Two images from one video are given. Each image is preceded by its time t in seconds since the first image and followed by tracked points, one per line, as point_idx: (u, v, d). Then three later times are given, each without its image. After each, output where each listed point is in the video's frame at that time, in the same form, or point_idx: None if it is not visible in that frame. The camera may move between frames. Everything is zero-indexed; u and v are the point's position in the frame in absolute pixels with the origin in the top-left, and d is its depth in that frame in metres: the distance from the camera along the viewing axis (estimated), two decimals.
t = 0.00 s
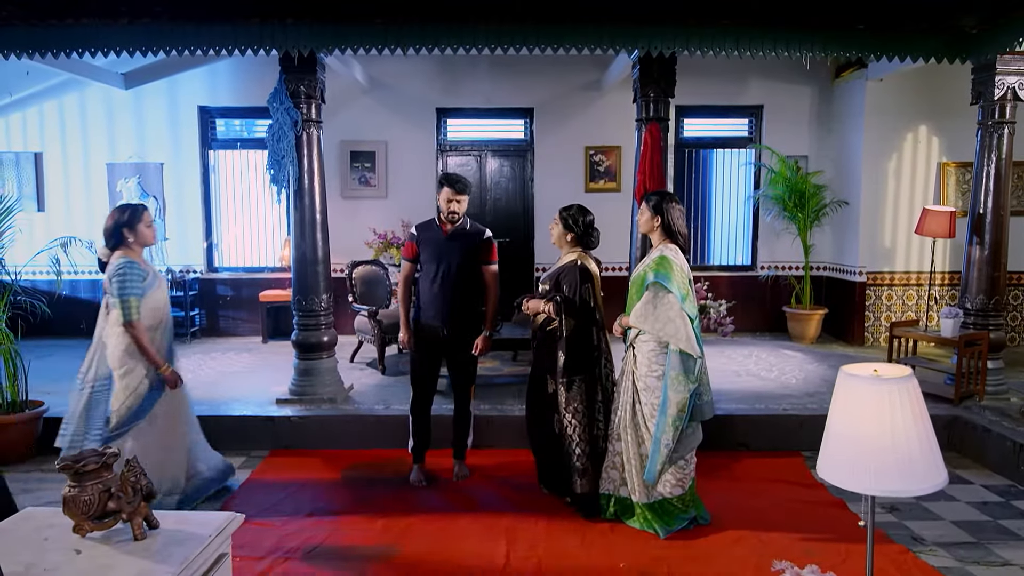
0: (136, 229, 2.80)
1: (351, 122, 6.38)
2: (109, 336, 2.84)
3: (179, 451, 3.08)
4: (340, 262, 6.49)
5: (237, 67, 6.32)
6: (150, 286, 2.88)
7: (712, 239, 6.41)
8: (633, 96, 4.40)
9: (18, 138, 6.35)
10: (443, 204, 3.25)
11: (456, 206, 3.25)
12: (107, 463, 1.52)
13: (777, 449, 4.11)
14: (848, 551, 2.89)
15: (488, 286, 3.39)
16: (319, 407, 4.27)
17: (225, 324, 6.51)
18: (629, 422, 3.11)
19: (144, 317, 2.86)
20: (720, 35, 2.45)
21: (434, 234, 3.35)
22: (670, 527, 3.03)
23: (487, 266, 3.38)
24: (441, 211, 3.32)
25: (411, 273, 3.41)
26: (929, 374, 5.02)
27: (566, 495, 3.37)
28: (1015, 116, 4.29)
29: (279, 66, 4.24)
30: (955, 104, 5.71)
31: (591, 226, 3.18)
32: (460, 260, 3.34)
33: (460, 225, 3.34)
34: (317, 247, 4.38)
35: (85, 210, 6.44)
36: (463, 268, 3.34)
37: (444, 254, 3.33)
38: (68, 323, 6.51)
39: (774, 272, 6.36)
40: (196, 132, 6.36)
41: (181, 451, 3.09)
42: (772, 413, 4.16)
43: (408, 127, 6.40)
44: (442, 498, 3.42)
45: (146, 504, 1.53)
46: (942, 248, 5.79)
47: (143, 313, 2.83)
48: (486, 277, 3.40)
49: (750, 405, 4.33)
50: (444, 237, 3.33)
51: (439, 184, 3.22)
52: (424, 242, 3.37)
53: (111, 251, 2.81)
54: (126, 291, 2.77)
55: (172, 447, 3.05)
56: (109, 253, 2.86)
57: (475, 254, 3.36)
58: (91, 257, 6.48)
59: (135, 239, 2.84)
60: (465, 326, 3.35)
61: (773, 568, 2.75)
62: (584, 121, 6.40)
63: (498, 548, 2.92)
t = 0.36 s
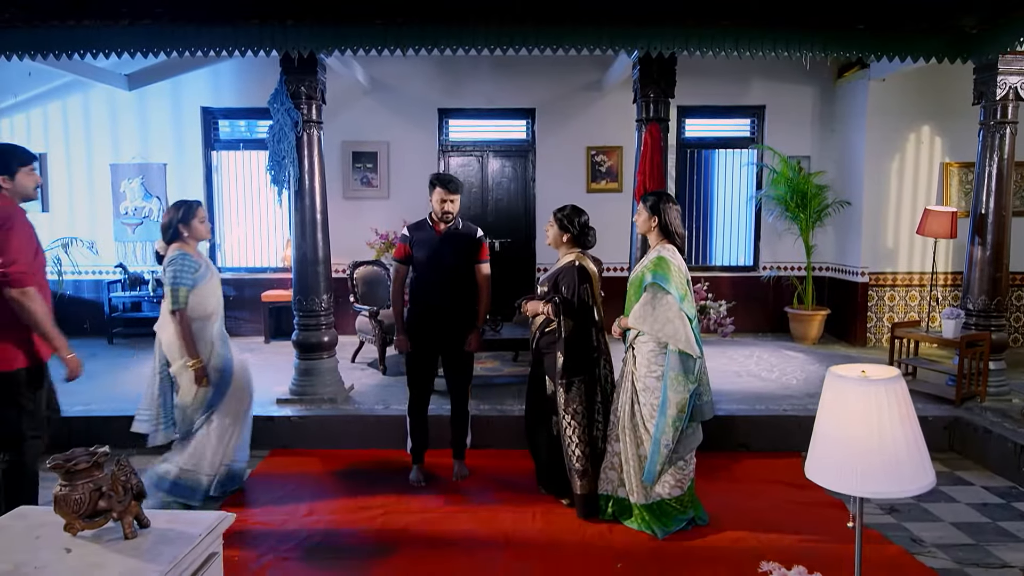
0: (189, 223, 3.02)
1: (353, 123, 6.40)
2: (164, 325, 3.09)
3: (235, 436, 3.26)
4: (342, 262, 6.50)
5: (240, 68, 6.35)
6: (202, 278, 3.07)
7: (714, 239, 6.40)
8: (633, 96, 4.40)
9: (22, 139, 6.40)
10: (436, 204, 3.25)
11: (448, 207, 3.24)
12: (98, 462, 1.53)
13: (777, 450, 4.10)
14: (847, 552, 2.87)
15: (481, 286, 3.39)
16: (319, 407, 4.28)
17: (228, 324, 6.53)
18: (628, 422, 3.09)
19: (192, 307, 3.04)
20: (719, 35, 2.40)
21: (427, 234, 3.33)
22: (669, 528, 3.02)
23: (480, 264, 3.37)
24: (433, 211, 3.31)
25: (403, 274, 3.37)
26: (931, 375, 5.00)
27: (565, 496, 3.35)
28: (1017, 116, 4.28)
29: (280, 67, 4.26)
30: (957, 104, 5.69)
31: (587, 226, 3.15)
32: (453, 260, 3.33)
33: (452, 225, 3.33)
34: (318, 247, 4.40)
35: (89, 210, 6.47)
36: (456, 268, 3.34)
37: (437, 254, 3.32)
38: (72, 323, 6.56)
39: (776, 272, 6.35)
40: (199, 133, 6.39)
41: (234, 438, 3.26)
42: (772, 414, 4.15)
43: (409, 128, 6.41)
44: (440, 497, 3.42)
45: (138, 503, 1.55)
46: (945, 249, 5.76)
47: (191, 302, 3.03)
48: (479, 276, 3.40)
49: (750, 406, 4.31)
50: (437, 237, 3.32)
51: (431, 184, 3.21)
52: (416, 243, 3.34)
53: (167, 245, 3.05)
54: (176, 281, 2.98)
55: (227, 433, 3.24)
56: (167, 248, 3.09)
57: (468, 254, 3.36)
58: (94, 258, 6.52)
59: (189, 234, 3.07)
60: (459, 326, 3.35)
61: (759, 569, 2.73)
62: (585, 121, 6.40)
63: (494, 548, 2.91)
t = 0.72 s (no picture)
0: (228, 226, 3.11)
1: (355, 124, 6.43)
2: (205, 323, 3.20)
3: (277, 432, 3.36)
4: (344, 262, 6.54)
5: (243, 70, 6.39)
6: (241, 279, 3.15)
7: (714, 240, 6.41)
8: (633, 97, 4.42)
9: (28, 140, 6.45)
10: (429, 204, 3.27)
11: (442, 207, 3.27)
12: (91, 460, 1.51)
13: (776, 450, 4.12)
14: (843, 553, 2.89)
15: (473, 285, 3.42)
16: (321, 405, 4.31)
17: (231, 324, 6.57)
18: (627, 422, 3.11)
19: (233, 308, 3.13)
20: (716, 37, 2.34)
21: (421, 234, 3.34)
22: (666, 527, 3.03)
23: (473, 264, 3.42)
24: (427, 212, 3.33)
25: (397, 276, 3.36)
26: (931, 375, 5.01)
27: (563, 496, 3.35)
28: (1017, 116, 4.28)
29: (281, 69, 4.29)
30: (958, 104, 5.70)
31: (588, 226, 3.16)
32: (448, 259, 3.36)
33: (446, 226, 3.36)
34: (319, 247, 4.43)
35: (94, 210, 6.53)
36: (450, 268, 3.36)
37: (433, 254, 3.34)
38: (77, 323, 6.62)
39: (776, 272, 6.37)
40: (203, 134, 6.43)
41: (276, 433, 3.36)
42: (771, 413, 4.16)
43: (411, 129, 6.44)
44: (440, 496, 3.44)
45: (130, 500, 1.55)
46: (946, 249, 5.77)
47: (232, 304, 3.12)
48: (472, 275, 3.43)
49: (749, 406, 4.33)
50: (431, 236, 3.34)
51: (425, 185, 3.23)
52: (411, 243, 3.35)
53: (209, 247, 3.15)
54: (217, 283, 3.07)
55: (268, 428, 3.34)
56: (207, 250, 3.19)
57: (462, 253, 3.39)
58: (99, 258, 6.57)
59: (229, 236, 3.16)
60: (454, 324, 3.37)
61: (744, 568, 2.75)
62: (586, 122, 6.43)
63: (492, 547, 2.92)
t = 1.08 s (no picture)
0: (263, 223, 3.17)
1: (357, 124, 6.45)
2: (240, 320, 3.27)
3: (304, 434, 3.35)
4: (345, 262, 6.56)
5: (245, 71, 6.41)
6: (275, 275, 3.22)
7: (715, 240, 6.41)
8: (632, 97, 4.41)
9: (33, 142, 6.50)
10: (425, 205, 3.27)
11: (437, 207, 3.28)
12: (81, 459, 1.54)
13: (775, 451, 4.11)
14: (841, 555, 2.89)
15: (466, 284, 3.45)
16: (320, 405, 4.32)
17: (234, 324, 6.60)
18: (624, 423, 3.11)
19: (268, 304, 3.20)
20: (716, 37, 2.33)
21: (417, 234, 3.34)
22: (663, 528, 3.03)
23: (466, 264, 3.44)
24: (422, 212, 3.33)
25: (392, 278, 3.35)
26: (932, 376, 4.99)
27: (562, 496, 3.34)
28: (1018, 117, 4.27)
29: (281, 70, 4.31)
30: (960, 104, 5.68)
31: (590, 228, 3.15)
32: (443, 259, 3.37)
33: (441, 226, 3.37)
34: (319, 247, 4.45)
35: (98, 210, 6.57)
36: (445, 267, 3.38)
37: (429, 254, 3.34)
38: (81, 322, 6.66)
39: (777, 273, 6.36)
40: (205, 135, 6.47)
41: (302, 434, 3.35)
42: (770, 414, 4.15)
43: (412, 129, 6.46)
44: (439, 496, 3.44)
45: (120, 500, 1.56)
46: (948, 249, 5.75)
47: (267, 299, 3.18)
48: (465, 274, 3.46)
49: (749, 407, 4.32)
50: (426, 237, 3.34)
51: (420, 185, 3.23)
52: (406, 243, 3.34)
53: (245, 245, 3.21)
54: (253, 280, 3.13)
55: (295, 428, 3.34)
56: (242, 247, 3.25)
57: (457, 253, 3.40)
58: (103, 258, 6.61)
59: (265, 234, 3.22)
60: (452, 323, 3.39)
61: (731, 569, 2.74)
62: (587, 122, 6.43)
63: (488, 547, 2.92)
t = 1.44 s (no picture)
0: (283, 224, 3.24)
1: (358, 125, 6.47)
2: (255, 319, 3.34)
3: (312, 432, 3.45)
4: (346, 262, 6.58)
5: (247, 72, 6.44)
6: (290, 276, 3.28)
7: (716, 240, 6.41)
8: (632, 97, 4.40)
9: (37, 143, 6.54)
10: (421, 205, 3.29)
11: (434, 207, 3.29)
12: (73, 458, 1.57)
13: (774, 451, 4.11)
14: (838, 556, 2.88)
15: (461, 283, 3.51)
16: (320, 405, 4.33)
17: (236, 323, 6.63)
18: (620, 423, 3.12)
19: (282, 305, 3.27)
20: (715, 37, 2.35)
21: (414, 235, 3.35)
22: (659, 527, 3.02)
23: (460, 264, 3.48)
24: (418, 213, 3.35)
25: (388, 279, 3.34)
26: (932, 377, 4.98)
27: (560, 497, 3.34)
28: (1019, 117, 4.26)
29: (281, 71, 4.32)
30: (961, 104, 5.67)
31: (590, 229, 3.15)
32: (436, 260, 3.38)
33: (436, 226, 3.39)
34: (319, 247, 4.47)
35: (102, 211, 6.61)
36: (441, 268, 3.39)
37: (425, 255, 3.35)
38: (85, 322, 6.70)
39: (778, 273, 6.35)
40: (208, 135, 6.49)
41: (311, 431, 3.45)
42: (770, 415, 4.15)
43: (413, 130, 6.47)
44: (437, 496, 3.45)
45: (111, 499, 1.57)
46: (951, 250, 5.74)
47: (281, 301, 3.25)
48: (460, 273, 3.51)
49: (748, 407, 4.32)
50: (422, 237, 3.36)
51: (417, 186, 3.24)
52: (402, 243, 3.35)
53: (264, 244, 3.27)
54: (268, 281, 3.19)
55: (304, 427, 3.43)
56: (262, 247, 3.31)
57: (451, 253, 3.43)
58: (106, 258, 6.65)
59: (285, 235, 3.29)
60: (449, 323, 3.41)
61: (717, 569, 2.74)
62: (588, 123, 6.44)
63: (484, 547, 2.92)
